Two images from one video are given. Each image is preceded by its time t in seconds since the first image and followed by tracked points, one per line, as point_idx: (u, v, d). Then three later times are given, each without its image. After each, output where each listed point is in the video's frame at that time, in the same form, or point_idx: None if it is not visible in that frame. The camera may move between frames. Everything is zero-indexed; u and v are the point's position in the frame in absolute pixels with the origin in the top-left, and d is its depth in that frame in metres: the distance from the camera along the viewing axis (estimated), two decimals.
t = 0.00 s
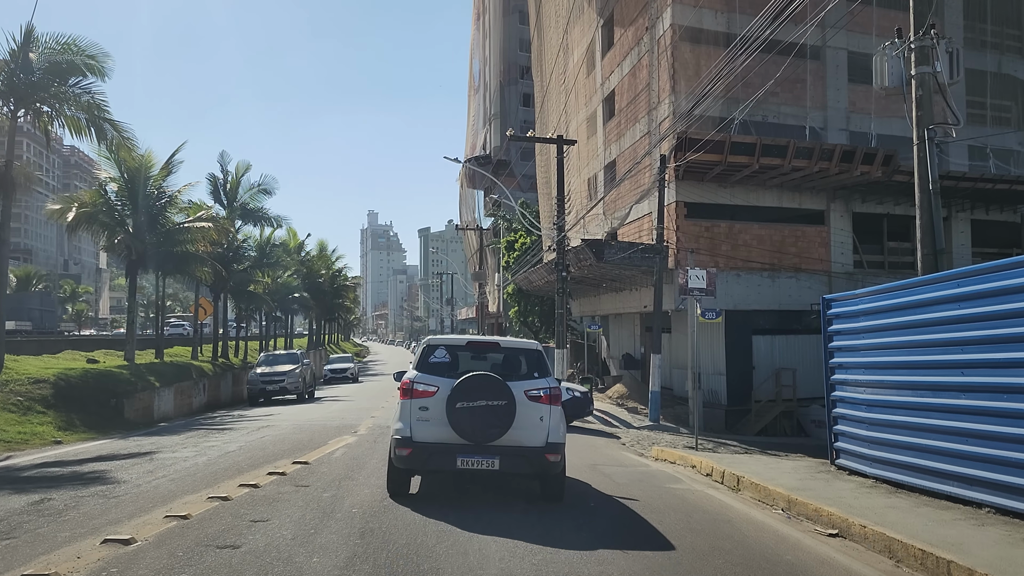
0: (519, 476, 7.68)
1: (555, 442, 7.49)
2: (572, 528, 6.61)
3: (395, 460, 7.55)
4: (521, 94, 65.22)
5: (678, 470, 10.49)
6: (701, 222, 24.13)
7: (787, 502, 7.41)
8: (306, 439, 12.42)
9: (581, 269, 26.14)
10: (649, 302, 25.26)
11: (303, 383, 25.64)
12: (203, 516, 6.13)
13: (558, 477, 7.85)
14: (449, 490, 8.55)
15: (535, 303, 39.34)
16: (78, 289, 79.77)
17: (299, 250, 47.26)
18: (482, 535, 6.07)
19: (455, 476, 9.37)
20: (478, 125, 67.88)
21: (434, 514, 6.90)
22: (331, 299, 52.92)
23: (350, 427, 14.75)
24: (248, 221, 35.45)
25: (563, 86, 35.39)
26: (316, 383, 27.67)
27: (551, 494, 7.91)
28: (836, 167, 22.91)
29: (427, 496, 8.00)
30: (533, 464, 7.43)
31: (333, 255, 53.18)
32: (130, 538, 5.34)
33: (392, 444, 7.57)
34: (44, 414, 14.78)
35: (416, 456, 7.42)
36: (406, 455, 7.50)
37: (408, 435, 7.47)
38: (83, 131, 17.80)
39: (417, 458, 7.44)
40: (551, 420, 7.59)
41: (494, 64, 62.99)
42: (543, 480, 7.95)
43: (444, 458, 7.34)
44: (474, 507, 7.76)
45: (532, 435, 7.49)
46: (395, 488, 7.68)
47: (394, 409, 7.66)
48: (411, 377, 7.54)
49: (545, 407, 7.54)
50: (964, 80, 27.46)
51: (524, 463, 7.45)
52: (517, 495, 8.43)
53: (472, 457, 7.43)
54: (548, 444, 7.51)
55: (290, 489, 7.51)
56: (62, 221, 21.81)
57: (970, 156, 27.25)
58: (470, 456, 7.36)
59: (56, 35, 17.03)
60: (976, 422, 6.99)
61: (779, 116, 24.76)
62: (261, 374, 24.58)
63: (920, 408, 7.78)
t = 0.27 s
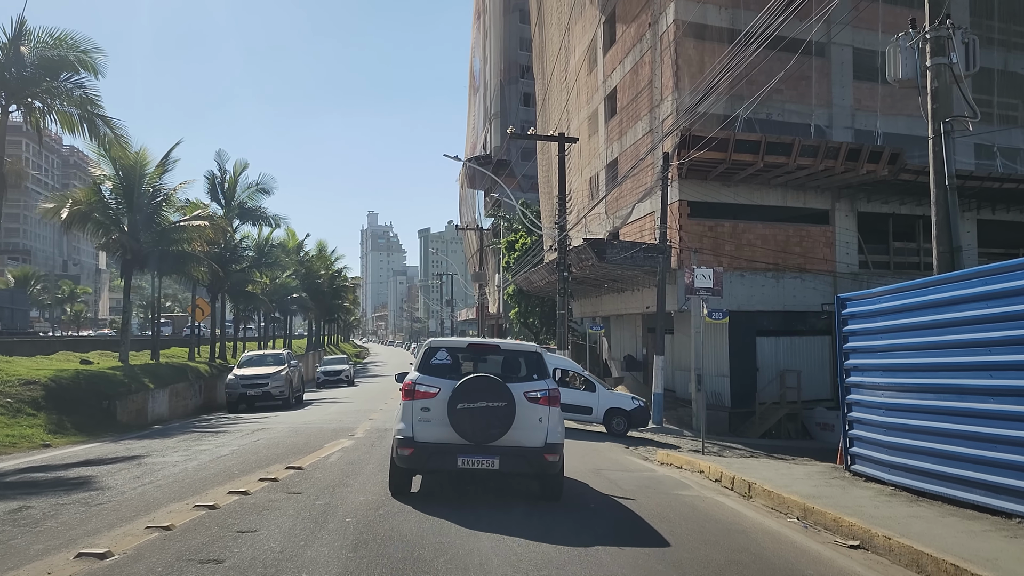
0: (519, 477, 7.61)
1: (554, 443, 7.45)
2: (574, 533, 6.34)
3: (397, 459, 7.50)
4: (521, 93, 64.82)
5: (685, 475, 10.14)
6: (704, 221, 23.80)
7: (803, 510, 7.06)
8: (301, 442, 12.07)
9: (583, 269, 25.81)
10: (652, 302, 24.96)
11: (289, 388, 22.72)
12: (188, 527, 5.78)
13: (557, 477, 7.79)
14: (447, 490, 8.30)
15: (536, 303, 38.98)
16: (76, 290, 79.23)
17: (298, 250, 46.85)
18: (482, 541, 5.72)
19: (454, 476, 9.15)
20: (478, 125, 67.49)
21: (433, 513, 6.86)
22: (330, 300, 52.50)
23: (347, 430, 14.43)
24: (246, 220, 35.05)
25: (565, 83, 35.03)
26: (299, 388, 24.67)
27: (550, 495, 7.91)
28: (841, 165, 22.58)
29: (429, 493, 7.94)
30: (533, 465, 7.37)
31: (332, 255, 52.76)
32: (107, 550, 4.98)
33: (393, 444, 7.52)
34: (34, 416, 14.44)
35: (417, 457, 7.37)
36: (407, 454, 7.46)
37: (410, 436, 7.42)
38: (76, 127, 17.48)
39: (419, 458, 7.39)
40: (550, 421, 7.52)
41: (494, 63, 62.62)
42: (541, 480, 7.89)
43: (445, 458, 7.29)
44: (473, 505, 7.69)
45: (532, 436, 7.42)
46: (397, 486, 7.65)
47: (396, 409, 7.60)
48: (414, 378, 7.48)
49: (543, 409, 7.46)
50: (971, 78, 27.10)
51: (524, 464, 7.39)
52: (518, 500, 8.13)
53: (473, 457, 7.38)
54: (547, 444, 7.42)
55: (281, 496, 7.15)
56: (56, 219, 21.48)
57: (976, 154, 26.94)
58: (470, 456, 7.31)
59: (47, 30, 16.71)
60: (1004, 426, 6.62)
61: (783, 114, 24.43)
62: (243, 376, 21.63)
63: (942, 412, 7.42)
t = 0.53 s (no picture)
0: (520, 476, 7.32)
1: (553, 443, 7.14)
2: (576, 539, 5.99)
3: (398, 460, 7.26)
4: (521, 93, 64.49)
5: (693, 480, 9.74)
6: (708, 219, 23.43)
7: (822, 519, 6.67)
8: (295, 445, 11.68)
9: (585, 268, 25.43)
10: (654, 302, 24.57)
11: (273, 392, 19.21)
12: (169, 538, 5.40)
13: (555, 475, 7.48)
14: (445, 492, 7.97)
15: (536, 303, 38.63)
16: (74, 289, 78.76)
17: (297, 250, 46.49)
18: (480, 558, 5.23)
19: (453, 477, 8.80)
20: (478, 125, 67.19)
21: (431, 519, 6.48)
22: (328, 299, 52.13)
23: (343, 432, 14.05)
24: (243, 219, 34.72)
25: (565, 81, 34.68)
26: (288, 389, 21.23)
27: (547, 493, 7.62)
28: (847, 162, 22.19)
29: (424, 494, 7.60)
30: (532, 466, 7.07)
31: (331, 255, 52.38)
32: (77, 566, 4.60)
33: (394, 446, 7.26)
34: (22, 417, 14.05)
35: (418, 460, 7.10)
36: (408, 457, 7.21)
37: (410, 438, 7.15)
38: (68, 123, 17.12)
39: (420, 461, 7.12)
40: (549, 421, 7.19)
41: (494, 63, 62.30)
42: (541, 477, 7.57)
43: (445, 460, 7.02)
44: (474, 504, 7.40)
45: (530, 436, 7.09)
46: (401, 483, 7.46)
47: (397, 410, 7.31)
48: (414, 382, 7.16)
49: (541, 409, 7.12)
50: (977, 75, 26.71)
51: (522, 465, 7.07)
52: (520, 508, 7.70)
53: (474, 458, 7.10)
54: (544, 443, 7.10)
55: (270, 504, 6.76)
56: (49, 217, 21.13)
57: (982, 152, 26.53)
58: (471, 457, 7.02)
59: (39, 24, 16.37)
60: None
61: (788, 111, 24.07)
62: (215, 376, 17.90)
63: (968, 415, 7.02)
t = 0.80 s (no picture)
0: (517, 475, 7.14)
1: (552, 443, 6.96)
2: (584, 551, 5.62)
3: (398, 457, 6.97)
4: (521, 92, 64.07)
5: (702, 486, 9.39)
6: (712, 218, 23.05)
7: (844, 530, 6.30)
8: (289, 448, 11.30)
9: (586, 267, 25.06)
10: (657, 301, 24.21)
11: (249, 396, 17.01)
12: (147, 552, 5.03)
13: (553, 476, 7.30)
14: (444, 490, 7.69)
15: (537, 303, 38.26)
16: (72, 288, 78.21)
17: (295, 249, 46.06)
18: None
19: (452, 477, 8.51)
20: (478, 123, 66.80)
21: (429, 528, 6.11)
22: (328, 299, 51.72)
23: (340, 434, 13.66)
24: (241, 218, 34.35)
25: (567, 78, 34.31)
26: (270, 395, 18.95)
27: (545, 490, 7.46)
28: (853, 160, 21.81)
29: (423, 495, 7.34)
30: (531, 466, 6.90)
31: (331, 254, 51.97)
32: None
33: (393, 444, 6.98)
34: (9, 419, 13.65)
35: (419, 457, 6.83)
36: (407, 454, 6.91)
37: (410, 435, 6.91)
38: (59, 118, 16.72)
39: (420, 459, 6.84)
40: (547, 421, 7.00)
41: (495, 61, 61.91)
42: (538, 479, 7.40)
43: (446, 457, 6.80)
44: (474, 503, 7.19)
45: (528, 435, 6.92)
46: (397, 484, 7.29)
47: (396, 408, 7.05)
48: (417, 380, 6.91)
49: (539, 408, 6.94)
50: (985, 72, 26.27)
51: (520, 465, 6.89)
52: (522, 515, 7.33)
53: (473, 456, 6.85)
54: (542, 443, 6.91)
55: (259, 514, 6.39)
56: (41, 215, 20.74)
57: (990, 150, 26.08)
58: (470, 454, 6.80)
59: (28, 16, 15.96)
60: None
61: (793, 107, 23.69)
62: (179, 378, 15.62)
63: (998, 420, 6.61)
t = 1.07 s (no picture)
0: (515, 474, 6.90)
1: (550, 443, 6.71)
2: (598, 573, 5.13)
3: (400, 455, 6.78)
4: (522, 91, 63.50)
5: (714, 493, 8.93)
6: (716, 217, 22.61)
7: (873, 544, 5.82)
8: (282, 453, 10.83)
9: (589, 268, 24.58)
10: (661, 302, 23.77)
11: (211, 404, 14.27)
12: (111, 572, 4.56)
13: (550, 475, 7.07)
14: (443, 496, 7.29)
15: (538, 304, 37.75)
16: (68, 289, 77.43)
17: (294, 249, 45.52)
18: None
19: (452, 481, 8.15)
20: (478, 123, 66.29)
21: (426, 542, 5.66)
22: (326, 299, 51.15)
23: (335, 438, 13.20)
24: (238, 217, 33.84)
25: (569, 75, 33.84)
26: (241, 402, 16.50)
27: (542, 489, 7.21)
28: (861, 157, 21.34)
29: (422, 499, 7.02)
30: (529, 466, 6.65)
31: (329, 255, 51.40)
32: None
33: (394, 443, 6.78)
34: None
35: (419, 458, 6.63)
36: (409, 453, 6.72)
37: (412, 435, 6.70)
38: (47, 111, 16.26)
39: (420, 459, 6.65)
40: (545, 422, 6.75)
41: (495, 61, 61.39)
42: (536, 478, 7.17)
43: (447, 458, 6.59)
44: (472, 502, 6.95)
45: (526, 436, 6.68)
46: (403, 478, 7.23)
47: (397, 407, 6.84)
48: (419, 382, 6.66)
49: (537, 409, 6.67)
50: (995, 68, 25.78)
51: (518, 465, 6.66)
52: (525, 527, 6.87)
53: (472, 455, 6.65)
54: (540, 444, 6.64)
55: (242, 526, 5.90)
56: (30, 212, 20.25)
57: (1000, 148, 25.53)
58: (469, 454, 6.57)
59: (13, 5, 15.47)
60: None
61: (799, 104, 23.23)
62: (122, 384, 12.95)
63: None
